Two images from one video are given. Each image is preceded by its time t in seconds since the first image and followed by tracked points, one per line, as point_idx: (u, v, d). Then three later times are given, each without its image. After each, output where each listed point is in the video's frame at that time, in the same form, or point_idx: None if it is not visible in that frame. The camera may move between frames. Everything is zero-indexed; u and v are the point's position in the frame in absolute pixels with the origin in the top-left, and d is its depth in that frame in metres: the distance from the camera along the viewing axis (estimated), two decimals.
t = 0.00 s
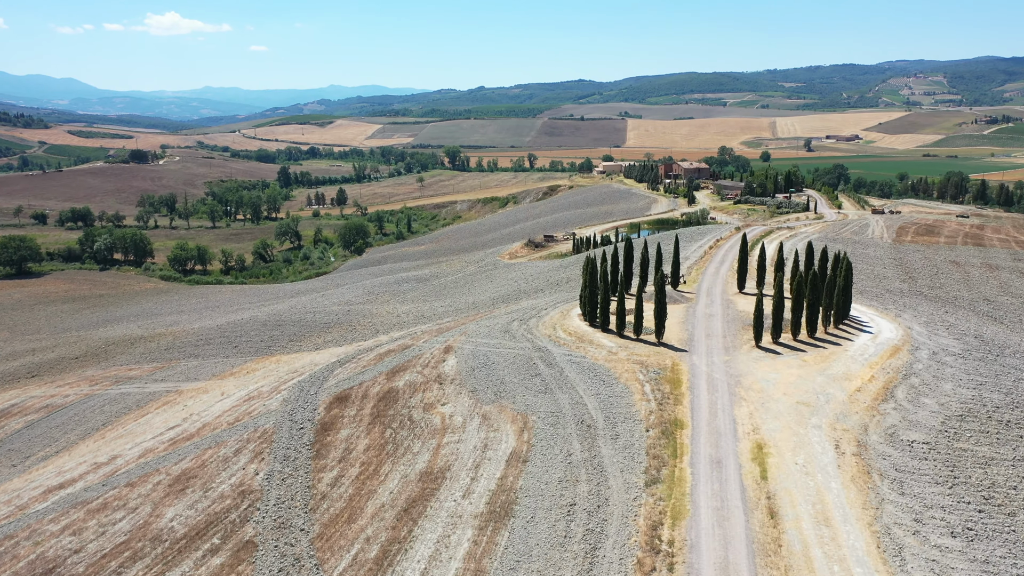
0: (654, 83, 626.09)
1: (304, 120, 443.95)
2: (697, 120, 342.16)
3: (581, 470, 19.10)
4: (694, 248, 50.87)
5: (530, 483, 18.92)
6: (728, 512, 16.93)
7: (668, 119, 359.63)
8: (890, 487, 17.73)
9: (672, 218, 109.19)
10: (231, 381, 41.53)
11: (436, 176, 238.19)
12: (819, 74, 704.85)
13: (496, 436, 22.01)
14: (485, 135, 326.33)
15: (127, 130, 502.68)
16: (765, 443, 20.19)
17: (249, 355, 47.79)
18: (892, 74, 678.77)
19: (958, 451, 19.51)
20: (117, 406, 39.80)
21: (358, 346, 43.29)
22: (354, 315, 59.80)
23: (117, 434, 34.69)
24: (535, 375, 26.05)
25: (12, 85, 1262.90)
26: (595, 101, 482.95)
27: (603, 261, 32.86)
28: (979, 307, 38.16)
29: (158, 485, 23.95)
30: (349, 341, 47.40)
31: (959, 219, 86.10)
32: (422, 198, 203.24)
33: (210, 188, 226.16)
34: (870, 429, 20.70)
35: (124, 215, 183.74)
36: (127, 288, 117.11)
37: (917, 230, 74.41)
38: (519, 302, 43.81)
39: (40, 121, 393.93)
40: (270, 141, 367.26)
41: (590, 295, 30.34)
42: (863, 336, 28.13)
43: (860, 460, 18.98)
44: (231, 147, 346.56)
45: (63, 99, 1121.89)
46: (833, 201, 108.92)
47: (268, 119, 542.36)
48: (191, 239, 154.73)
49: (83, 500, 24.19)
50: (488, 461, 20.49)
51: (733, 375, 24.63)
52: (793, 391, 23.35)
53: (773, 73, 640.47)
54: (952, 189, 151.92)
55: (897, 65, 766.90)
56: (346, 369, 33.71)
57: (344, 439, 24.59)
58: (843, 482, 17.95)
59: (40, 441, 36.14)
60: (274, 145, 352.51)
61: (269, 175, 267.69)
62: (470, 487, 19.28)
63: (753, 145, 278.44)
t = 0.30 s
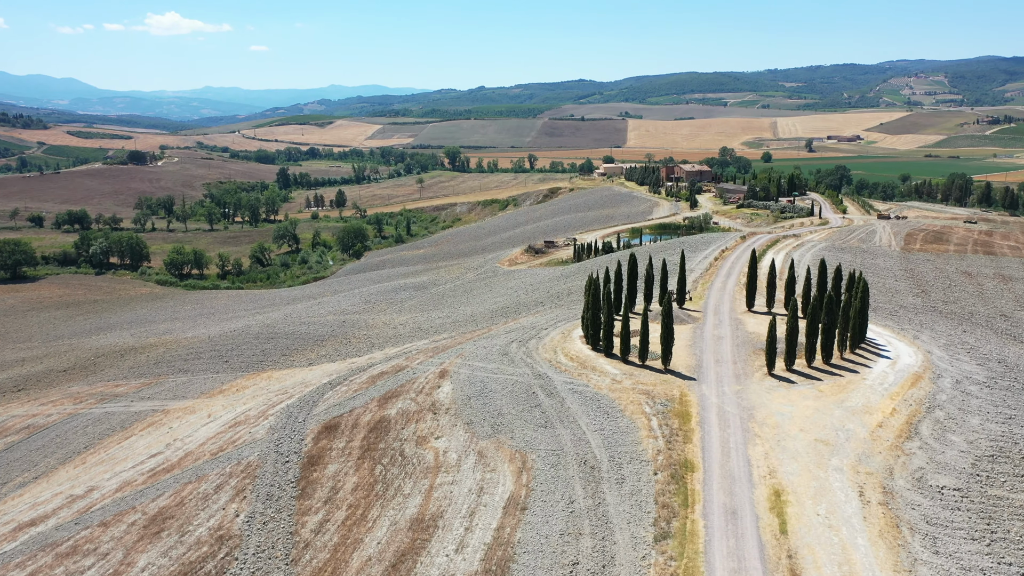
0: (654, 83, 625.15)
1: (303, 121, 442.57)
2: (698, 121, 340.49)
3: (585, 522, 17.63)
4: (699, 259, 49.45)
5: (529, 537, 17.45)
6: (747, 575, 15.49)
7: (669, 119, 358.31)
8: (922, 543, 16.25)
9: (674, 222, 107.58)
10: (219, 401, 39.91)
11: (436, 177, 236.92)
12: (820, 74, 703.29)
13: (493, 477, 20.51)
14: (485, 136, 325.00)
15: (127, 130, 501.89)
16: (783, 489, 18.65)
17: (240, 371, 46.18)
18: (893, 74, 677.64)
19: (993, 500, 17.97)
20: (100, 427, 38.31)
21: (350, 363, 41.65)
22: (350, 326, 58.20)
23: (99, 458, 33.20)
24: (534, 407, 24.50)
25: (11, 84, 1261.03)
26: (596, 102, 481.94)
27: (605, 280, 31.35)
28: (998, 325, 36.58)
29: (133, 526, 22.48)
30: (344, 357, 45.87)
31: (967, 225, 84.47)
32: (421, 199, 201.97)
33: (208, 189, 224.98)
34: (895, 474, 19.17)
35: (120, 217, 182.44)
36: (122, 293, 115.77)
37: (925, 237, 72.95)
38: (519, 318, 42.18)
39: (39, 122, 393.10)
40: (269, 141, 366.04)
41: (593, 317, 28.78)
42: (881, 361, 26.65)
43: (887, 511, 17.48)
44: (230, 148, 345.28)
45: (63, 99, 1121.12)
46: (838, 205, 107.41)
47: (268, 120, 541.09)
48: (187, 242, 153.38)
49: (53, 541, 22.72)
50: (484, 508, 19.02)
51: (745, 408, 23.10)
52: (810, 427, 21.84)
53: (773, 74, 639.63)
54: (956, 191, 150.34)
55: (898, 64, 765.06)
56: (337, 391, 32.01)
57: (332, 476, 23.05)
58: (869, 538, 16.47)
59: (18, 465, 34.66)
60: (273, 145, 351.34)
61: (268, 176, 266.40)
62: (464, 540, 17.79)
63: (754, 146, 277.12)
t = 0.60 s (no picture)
0: (655, 83, 624.14)
1: (303, 122, 441.17)
2: (698, 121, 338.83)
3: None
4: (705, 271, 47.92)
5: None
6: None
7: (670, 120, 357.03)
8: None
9: (676, 227, 106.03)
10: (206, 422, 38.35)
11: (435, 178, 235.60)
12: (821, 74, 701.92)
13: (488, 526, 19.02)
14: (485, 137, 323.81)
15: (127, 130, 501.57)
16: (802, 544, 17.16)
17: (230, 388, 44.63)
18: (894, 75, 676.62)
19: None
20: (83, 449, 36.87)
21: (343, 383, 40.06)
22: (345, 338, 56.61)
23: (77, 486, 31.72)
24: (533, 442, 22.94)
25: (12, 84, 1259.63)
26: (596, 103, 480.68)
27: (606, 301, 29.88)
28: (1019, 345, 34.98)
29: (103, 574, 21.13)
30: (337, 374, 44.37)
31: (975, 231, 82.97)
32: (421, 201, 200.69)
33: (206, 191, 223.94)
34: (925, 525, 17.64)
35: (117, 220, 181.28)
36: (117, 298, 114.62)
37: (933, 245, 71.44)
38: (519, 335, 40.57)
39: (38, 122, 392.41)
40: (269, 142, 365.01)
41: (596, 341, 27.28)
42: (901, 391, 25.16)
43: (918, 571, 16.00)
44: (229, 148, 344.02)
45: (64, 99, 1119.60)
46: (843, 209, 105.82)
47: (267, 120, 539.67)
48: (184, 246, 152.24)
49: None
50: (477, 564, 17.59)
51: (760, 446, 21.57)
52: (831, 469, 20.27)
53: (774, 74, 638.49)
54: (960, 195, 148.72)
55: (899, 65, 765.43)
56: (327, 417, 30.48)
57: (317, 518, 21.54)
58: None
59: None
60: (272, 146, 350.21)
61: (267, 177, 265.19)
62: None
63: (754, 147, 275.88)
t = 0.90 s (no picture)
0: (655, 83, 622.94)
1: (303, 122, 439.52)
2: (699, 121, 337.21)
3: None
4: (709, 285, 46.35)
5: None
6: None
7: (671, 121, 355.68)
8: None
9: (678, 232, 104.46)
10: (193, 444, 36.80)
11: (435, 179, 234.16)
12: (822, 74, 700.56)
13: None
14: (485, 137, 322.44)
15: (126, 130, 499.97)
16: None
17: (219, 407, 43.06)
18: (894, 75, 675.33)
19: None
20: (64, 474, 35.36)
21: (336, 403, 38.54)
22: (340, 351, 55.07)
23: (53, 517, 30.21)
24: (533, 484, 21.40)
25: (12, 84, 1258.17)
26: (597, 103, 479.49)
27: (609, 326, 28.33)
28: None
29: None
30: (330, 392, 42.83)
31: (983, 237, 81.52)
32: (420, 203, 199.33)
33: (204, 193, 222.56)
34: None
35: (115, 222, 179.84)
36: (112, 303, 113.17)
37: (943, 253, 69.95)
38: (519, 352, 39.01)
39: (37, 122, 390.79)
40: (268, 143, 363.60)
41: (600, 371, 25.70)
42: (924, 425, 23.65)
43: None
44: (229, 149, 342.47)
45: (64, 99, 1118.33)
46: (847, 214, 104.40)
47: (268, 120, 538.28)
48: (181, 249, 150.86)
49: None
50: None
51: (776, 490, 20.06)
52: (855, 517, 18.75)
53: (774, 74, 637.45)
54: (965, 198, 147.30)
55: (899, 65, 763.78)
56: (316, 445, 28.92)
57: (299, 568, 20.02)
58: None
59: None
60: (271, 147, 348.73)
61: (266, 179, 263.76)
62: None
63: (756, 148, 274.53)
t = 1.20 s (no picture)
0: (656, 83, 621.41)
1: (302, 122, 437.95)
2: (700, 121, 335.65)
3: None
4: (714, 300, 44.84)
5: None
6: None
7: (672, 121, 353.99)
8: None
9: (681, 237, 102.79)
10: (178, 469, 35.30)
11: (435, 180, 232.58)
12: (822, 74, 698.99)
13: None
14: (485, 137, 320.91)
15: (126, 130, 498.29)
16: None
17: (207, 426, 41.56)
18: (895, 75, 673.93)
19: None
20: (42, 501, 33.79)
21: (327, 425, 36.98)
22: (334, 364, 53.40)
23: (27, 552, 28.65)
24: (531, 532, 19.84)
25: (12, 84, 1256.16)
26: (598, 103, 478.02)
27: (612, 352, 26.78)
28: None
29: None
30: (322, 411, 41.28)
31: (992, 244, 79.97)
32: (420, 204, 197.81)
33: (203, 194, 221.07)
34: None
35: (111, 224, 178.27)
36: (107, 309, 111.66)
37: (953, 261, 68.35)
38: (519, 372, 37.48)
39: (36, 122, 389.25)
40: (268, 143, 362.01)
41: (603, 404, 24.09)
42: (950, 464, 22.10)
43: None
44: (228, 149, 340.89)
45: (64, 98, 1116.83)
46: (853, 219, 102.78)
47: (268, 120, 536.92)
48: (178, 253, 149.27)
49: None
50: None
51: (794, 541, 18.53)
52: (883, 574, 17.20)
53: (775, 74, 636.19)
54: (970, 202, 145.90)
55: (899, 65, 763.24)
56: (303, 478, 27.33)
57: None
58: None
59: None
60: (271, 147, 347.11)
61: (265, 180, 262.22)
62: None
63: (757, 148, 273.04)
